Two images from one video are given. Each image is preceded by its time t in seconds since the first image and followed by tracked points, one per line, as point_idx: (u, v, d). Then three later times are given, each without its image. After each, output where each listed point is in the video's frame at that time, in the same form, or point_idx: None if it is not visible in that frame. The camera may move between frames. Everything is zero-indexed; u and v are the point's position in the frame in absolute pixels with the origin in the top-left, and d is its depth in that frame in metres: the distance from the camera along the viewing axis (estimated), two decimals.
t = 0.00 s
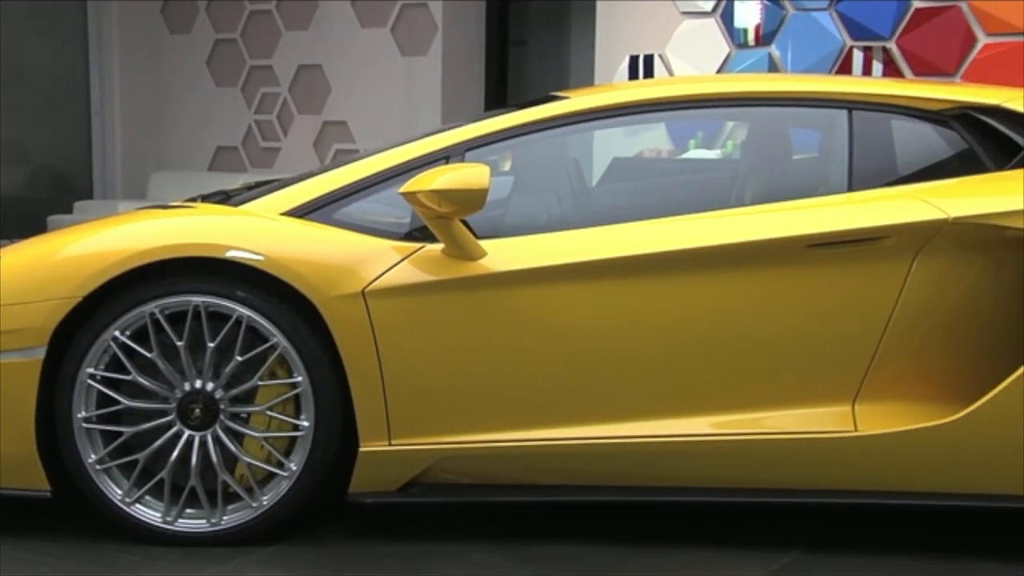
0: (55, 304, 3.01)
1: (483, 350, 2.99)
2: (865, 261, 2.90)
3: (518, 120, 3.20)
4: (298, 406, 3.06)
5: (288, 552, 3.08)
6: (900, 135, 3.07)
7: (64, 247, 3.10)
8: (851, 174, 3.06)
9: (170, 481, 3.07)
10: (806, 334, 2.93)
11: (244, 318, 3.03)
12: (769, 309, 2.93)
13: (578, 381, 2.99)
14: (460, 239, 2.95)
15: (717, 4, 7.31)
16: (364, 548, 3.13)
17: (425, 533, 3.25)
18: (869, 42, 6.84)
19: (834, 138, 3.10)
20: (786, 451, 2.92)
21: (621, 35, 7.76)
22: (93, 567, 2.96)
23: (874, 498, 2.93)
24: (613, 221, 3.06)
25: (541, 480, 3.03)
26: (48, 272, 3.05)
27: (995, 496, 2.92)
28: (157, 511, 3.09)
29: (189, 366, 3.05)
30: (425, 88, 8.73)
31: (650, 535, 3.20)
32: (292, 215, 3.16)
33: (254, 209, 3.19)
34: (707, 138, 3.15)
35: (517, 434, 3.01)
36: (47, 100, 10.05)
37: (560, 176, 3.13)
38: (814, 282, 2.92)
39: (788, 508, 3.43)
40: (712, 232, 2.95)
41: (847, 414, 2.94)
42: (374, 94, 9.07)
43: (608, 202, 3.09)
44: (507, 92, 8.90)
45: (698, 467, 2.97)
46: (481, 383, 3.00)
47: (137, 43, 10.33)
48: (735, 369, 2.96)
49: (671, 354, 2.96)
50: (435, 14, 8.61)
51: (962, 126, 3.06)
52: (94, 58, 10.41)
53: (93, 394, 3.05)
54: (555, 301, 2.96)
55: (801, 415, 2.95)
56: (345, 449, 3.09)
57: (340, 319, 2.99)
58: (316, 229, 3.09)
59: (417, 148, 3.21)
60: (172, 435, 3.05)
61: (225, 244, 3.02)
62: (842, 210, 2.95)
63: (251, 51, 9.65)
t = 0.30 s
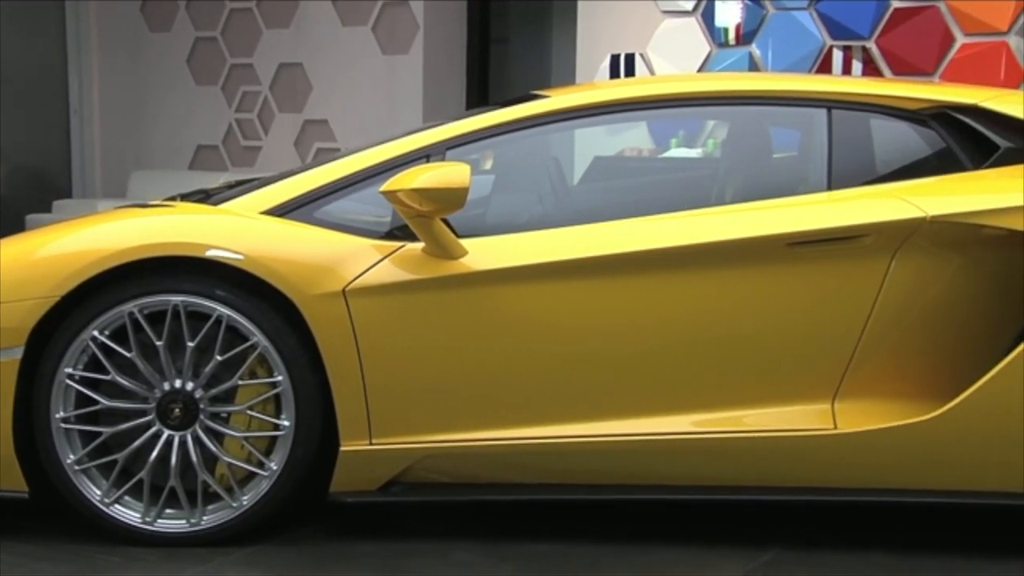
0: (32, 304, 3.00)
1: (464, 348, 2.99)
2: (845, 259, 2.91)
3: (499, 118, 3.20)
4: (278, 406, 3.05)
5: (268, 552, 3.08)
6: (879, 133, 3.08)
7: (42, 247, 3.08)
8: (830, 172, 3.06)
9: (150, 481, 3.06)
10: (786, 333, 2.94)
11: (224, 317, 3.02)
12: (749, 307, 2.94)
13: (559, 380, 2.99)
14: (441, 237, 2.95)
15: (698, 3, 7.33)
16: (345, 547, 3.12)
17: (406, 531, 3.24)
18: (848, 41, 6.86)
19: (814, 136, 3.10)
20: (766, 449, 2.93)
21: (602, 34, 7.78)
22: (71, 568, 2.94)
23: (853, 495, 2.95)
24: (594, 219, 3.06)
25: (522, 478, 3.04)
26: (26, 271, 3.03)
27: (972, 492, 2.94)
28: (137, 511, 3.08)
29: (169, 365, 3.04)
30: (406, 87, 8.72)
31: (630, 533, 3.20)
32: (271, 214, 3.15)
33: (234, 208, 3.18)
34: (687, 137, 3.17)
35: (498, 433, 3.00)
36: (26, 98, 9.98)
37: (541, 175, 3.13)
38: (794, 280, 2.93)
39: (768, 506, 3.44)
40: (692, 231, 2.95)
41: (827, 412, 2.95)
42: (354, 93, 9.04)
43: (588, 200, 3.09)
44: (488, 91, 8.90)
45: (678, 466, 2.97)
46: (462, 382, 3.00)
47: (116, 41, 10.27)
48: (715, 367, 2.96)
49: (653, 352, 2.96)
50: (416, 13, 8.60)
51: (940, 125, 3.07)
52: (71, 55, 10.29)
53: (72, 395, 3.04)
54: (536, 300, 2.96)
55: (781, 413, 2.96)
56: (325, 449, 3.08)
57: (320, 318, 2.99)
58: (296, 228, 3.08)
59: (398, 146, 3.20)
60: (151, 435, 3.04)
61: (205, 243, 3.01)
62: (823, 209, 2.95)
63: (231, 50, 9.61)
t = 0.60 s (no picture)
0: (7, 298, 2.98)
1: (443, 342, 2.98)
2: (824, 252, 2.91)
3: (478, 112, 3.19)
4: (257, 400, 3.04)
5: (247, 546, 3.07)
6: (857, 127, 3.09)
7: (18, 240, 3.06)
8: (809, 165, 3.07)
9: (128, 476, 3.05)
10: (765, 325, 2.95)
11: (202, 311, 3.01)
12: (727, 300, 2.94)
13: (538, 373, 2.99)
14: (420, 231, 2.94)
15: None
16: (324, 541, 3.12)
17: (385, 525, 3.24)
18: (827, 35, 6.88)
19: (792, 130, 3.11)
20: (744, 441, 2.93)
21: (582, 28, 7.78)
22: (48, 564, 2.92)
23: (831, 487, 2.96)
24: (573, 212, 3.06)
25: (502, 472, 3.04)
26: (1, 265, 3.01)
27: (949, 483, 2.96)
28: (114, 506, 3.06)
29: (146, 359, 3.03)
30: (386, 80, 8.70)
31: (610, 526, 3.21)
32: (249, 207, 3.13)
33: (212, 202, 3.16)
34: (667, 131, 3.15)
35: (477, 426, 3.00)
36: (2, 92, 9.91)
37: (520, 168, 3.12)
38: (772, 272, 2.93)
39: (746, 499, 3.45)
40: (671, 224, 2.95)
41: (805, 404, 2.96)
42: (334, 86, 9.01)
43: (567, 193, 3.09)
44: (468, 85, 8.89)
45: (657, 459, 2.98)
46: (441, 375, 3.00)
47: (93, 34, 10.20)
48: (694, 360, 2.97)
49: (632, 345, 2.97)
50: (396, 6, 8.58)
51: (917, 119, 3.08)
52: (48, 48, 10.23)
53: (48, 389, 3.02)
54: (515, 294, 2.96)
55: (759, 405, 2.96)
56: (304, 443, 3.08)
57: (299, 311, 2.98)
58: (275, 221, 3.07)
59: (377, 139, 3.20)
60: (129, 430, 3.02)
61: (183, 237, 3.00)
62: (802, 202, 2.95)
63: (210, 43, 9.56)
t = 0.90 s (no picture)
0: None
1: (425, 337, 2.98)
2: (804, 247, 2.92)
3: (459, 107, 3.18)
4: (238, 395, 3.04)
5: (228, 543, 3.06)
6: (837, 122, 3.09)
7: None
8: (789, 161, 3.07)
9: (107, 473, 3.03)
10: (746, 320, 2.95)
11: (182, 306, 3.00)
12: (708, 295, 2.95)
13: (520, 369, 2.99)
14: (401, 226, 2.94)
15: None
16: (306, 537, 3.12)
17: (367, 521, 3.24)
18: (808, 31, 6.90)
19: (772, 125, 3.11)
20: (725, 435, 2.94)
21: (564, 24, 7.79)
22: (27, 562, 2.91)
23: (811, 481, 2.97)
24: (554, 207, 3.05)
25: (484, 467, 3.04)
26: None
27: (928, 476, 2.98)
28: (94, 503, 3.05)
29: (126, 356, 3.01)
30: (367, 76, 8.68)
31: (591, 520, 3.21)
32: (229, 203, 3.12)
33: (192, 197, 3.15)
34: (649, 125, 3.16)
35: (459, 421, 3.00)
36: None
37: (501, 164, 3.12)
38: (753, 267, 2.93)
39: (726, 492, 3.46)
40: (651, 219, 2.95)
41: (786, 398, 2.97)
42: (315, 82, 8.98)
43: (548, 189, 3.09)
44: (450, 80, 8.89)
45: (638, 453, 2.98)
46: (423, 370, 3.00)
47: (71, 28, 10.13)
48: (675, 355, 2.97)
49: (614, 340, 2.97)
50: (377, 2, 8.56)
51: (896, 114, 3.09)
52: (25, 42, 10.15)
53: (26, 386, 3.01)
54: (497, 289, 2.96)
55: (740, 400, 2.97)
56: (286, 439, 3.07)
57: (280, 307, 2.97)
58: (255, 217, 3.06)
59: (358, 134, 3.19)
60: (109, 426, 3.01)
61: (163, 233, 2.99)
62: (782, 196, 2.96)
63: (190, 38, 9.51)
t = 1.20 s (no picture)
0: None
1: (405, 333, 2.98)
2: (784, 243, 2.92)
3: (439, 103, 3.18)
4: (217, 392, 3.02)
5: (208, 540, 3.05)
6: (817, 118, 3.10)
7: None
8: (769, 157, 3.08)
9: (85, 470, 3.02)
10: (726, 316, 2.96)
11: (160, 303, 2.98)
12: (688, 291, 2.95)
13: (500, 365, 2.98)
14: (381, 222, 2.93)
15: None
16: (285, 534, 3.11)
17: (347, 518, 3.23)
18: (787, 27, 6.91)
19: (751, 121, 3.11)
20: (705, 431, 2.95)
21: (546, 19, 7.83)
22: (4, 560, 2.89)
23: (790, 476, 2.98)
24: (535, 203, 3.05)
25: (464, 464, 3.04)
26: None
27: (905, 471, 3.00)
28: (72, 501, 3.03)
29: (104, 353, 3.00)
30: (347, 71, 8.65)
31: (571, 516, 3.22)
32: (209, 199, 3.11)
33: (171, 193, 3.13)
34: (630, 122, 3.16)
35: (439, 418, 3.00)
36: None
37: (481, 159, 3.11)
38: (733, 263, 2.94)
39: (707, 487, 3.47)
40: (631, 215, 2.95)
41: (765, 394, 2.98)
42: (295, 78, 8.94)
43: (528, 185, 3.09)
44: (430, 76, 8.88)
45: (619, 449, 2.99)
46: (403, 367, 2.99)
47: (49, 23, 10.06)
48: (655, 351, 2.97)
49: (594, 336, 2.97)
50: None
51: (875, 110, 3.10)
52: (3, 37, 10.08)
53: (4, 384, 3.00)
54: (477, 285, 2.95)
55: (720, 395, 2.98)
56: (266, 436, 3.07)
57: (259, 304, 2.96)
58: (235, 213, 3.04)
59: (338, 130, 3.18)
60: (86, 424, 3.00)
61: (141, 229, 2.97)
62: (762, 192, 2.96)
63: (169, 33, 9.47)
